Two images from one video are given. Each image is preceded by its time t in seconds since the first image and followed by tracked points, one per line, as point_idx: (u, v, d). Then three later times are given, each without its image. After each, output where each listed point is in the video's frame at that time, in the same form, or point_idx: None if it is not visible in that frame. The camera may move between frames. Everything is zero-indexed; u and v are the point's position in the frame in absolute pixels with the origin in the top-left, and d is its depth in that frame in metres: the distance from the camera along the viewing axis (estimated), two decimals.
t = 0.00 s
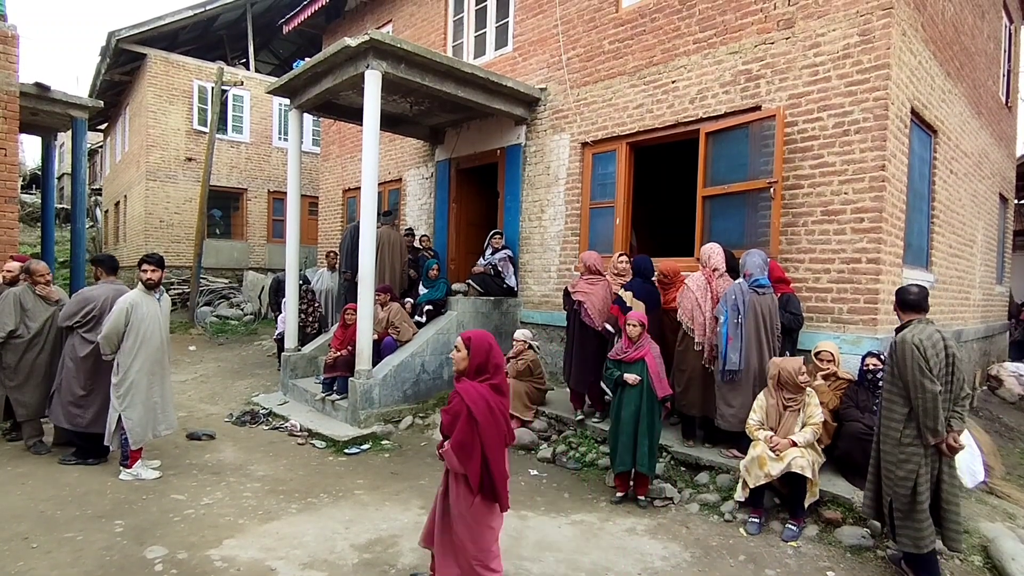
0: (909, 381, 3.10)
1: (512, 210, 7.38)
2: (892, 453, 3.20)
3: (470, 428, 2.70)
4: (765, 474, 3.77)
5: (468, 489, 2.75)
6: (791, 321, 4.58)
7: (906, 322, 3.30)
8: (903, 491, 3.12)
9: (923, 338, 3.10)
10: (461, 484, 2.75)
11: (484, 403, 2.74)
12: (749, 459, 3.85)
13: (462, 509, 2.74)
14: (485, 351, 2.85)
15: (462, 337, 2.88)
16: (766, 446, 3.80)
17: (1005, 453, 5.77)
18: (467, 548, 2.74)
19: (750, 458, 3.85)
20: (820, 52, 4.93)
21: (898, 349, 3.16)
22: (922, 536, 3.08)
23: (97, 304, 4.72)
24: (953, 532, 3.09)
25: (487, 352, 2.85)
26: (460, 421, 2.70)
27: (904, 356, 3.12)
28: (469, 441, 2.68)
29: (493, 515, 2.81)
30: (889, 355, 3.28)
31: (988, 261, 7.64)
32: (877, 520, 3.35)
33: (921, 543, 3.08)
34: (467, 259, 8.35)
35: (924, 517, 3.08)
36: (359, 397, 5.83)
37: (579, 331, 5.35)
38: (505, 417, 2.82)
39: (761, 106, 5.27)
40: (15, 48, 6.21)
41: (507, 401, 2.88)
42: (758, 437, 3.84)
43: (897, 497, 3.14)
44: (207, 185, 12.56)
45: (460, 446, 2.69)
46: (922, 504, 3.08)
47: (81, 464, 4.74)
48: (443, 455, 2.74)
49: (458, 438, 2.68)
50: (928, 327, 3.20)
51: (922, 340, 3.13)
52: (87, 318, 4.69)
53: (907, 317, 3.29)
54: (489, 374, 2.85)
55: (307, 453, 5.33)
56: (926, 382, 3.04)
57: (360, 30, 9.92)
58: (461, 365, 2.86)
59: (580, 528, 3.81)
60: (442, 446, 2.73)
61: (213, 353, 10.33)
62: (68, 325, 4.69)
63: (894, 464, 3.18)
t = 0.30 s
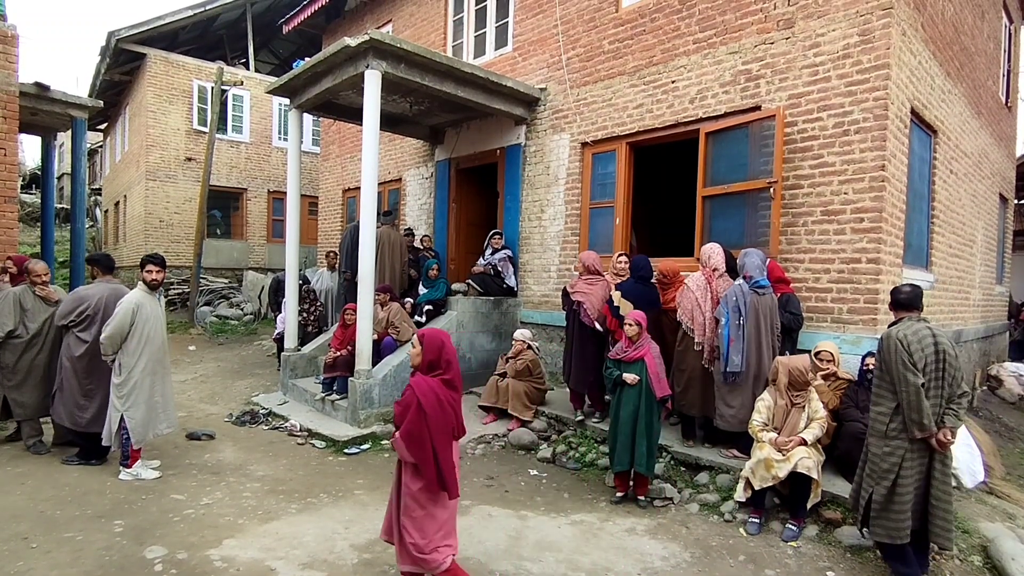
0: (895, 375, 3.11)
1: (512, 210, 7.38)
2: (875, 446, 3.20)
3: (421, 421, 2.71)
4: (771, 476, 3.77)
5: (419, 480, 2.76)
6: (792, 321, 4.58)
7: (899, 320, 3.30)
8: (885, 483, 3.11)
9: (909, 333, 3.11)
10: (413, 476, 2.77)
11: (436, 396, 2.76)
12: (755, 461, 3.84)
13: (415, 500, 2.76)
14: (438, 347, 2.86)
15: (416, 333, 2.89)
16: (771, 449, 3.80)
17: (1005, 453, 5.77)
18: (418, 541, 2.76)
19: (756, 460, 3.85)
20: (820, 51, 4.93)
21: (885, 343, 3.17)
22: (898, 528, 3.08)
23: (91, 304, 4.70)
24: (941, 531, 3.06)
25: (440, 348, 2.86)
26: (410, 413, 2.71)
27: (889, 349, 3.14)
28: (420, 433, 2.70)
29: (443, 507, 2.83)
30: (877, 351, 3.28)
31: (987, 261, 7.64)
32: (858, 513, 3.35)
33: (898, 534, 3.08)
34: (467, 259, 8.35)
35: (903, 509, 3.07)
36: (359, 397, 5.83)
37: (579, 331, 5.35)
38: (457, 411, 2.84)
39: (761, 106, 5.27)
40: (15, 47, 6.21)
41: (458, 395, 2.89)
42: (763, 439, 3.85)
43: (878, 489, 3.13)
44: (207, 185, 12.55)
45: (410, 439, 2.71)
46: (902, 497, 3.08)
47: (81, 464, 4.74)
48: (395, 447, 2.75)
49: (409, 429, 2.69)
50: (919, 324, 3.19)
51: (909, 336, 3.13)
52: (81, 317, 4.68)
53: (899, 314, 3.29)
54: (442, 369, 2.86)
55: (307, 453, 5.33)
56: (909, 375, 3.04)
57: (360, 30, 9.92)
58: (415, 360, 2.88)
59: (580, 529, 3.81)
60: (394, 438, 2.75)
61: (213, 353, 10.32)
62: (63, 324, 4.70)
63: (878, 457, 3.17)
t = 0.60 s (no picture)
0: (877, 378, 3.13)
1: (512, 210, 7.38)
2: (866, 448, 3.21)
3: (386, 414, 2.69)
4: (772, 477, 3.76)
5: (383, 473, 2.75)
6: (791, 320, 4.58)
7: (886, 321, 3.31)
8: (876, 485, 3.11)
9: (890, 335, 3.13)
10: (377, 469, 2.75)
11: (400, 390, 2.74)
12: (756, 462, 3.84)
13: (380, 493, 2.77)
14: (403, 342, 2.83)
15: (383, 328, 2.86)
16: (773, 450, 3.80)
17: (1005, 453, 5.77)
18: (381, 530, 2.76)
19: (757, 461, 3.84)
20: (819, 51, 4.93)
21: (868, 346, 3.20)
22: (892, 531, 3.05)
23: (88, 303, 4.70)
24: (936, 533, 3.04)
25: (406, 343, 2.83)
26: (374, 406, 2.69)
27: (871, 352, 3.16)
28: (384, 426, 2.68)
29: (404, 498, 2.83)
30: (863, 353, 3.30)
31: (987, 261, 7.64)
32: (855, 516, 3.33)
33: (892, 538, 3.05)
34: (467, 259, 8.35)
35: (894, 512, 3.06)
36: (358, 397, 5.83)
37: (578, 331, 5.35)
38: (422, 405, 2.82)
39: (760, 106, 5.27)
40: (15, 47, 6.21)
41: (424, 388, 2.87)
42: (766, 441, 3.84)
43: (868, 492, 3.13)
44: (207, 185, 12.53)
45: (374, 432, 2.68)
46: (893, 500, 3.06)
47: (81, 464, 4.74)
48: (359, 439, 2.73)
49: (373, 422, 2.67)
50: (904, 325, 3.20)
51: (892, 338, 3.14)
52: (78, 317, 4.68)
53: (886, 314, 3.30)
54: (407, 364, 2.83)
55: (306, 453, 5.33)
56: (890, 379, 3.07)
57: (360, 30, 9.92)
58: (381, 354, 2.85)
59: (580, 529, 3.81)
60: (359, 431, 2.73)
61: (212, 353, 10.31)
62: (61, 323, 4.70)
63: (868, 459, 3.18)
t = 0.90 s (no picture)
0: (868, 384, 3.12)
1: (512, 210, 7.38)
2: (861, 454, 3.20)
3: (344, 415, 2.68)
4: (772, 477, 3.77)
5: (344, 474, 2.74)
6: (791, 320, 4.58)
7: (870, 323, 3.31)
8: (875, 491, 3.10)
9: (877, 339, 3.13)
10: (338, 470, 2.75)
11: (359, 392, 2.72)
12: (756, 462, 3.84)
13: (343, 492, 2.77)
14: (364, 343, 2.81)
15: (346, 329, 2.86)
16: (773, 450, 3.80)
17: (1005, 453, 5.77)
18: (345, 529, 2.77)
19: (757, 461, 3.84)
20: (819, 52, 4.94)
21: (855, 351, 3.19)
22: (896, 535, 3.04)
23: (86, 304, 4.70)
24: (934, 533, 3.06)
25: (367, 344, 2.81)
26: (332, 407, 2.69)
27: (859, 357, 3.15)
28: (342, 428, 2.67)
29: (371, 499, 2.80)
30: (850, 357, 3.30)
31: (987, 261, 7.65)
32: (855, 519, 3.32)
33: (896, 542, 3.04)
34: (466, 259, 8.35)
35: (896, 516, 3.05)
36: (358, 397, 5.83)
37: (578, 331, 5.36)
38: (383, 407, 2.80)
39: (760, 106, 5.27)
40: (15, 47, 6.21)
41: (387, 389, 2.85)
42: (766, 441, 3.83)
43: (869, 498, 3.11)
44: (207, 185, 12.48)
45: (333, 434, 2.68)
46: (894, 504, 3.05)
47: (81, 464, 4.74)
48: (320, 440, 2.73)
49: (331, 423, 2.67)
50: (888, 326, 3.21)
51: (878, 342, 3.14)
52: (77, 318, 4.68)
53: (869, 315, 3.31)
54: (369, 365, 2.81)
55: (306, 453, 5.32)
56: (881, 384, 3.05)
57: (360, 30, 9.92)
58: (344, 356, 2.84)
59: (579, 529, 3.81)
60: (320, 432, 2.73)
61: (212, 352, 10.31)
62: (60, 325, 4.69)
63: (865, 464, 3.18)
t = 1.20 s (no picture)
0: (863, 386, 3.12)
1: (512, 210, 7.38)
2: (858, 455, 3.20)
3: (297, 403, 2.76)
4: (771, 476, 3.77)
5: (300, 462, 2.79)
6: (791, 320, 4.59)
7: (863, 324, 3.31)
8: (872, 492, 3.10)
9: (872, 340, 3.12)
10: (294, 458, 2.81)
11: (312, 381, 2.79)
12: (755, 462, 3.85)
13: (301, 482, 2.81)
14: (320, 334, 2.88)
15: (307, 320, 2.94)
16: (772, 450, 3.80)
17: (1005, 454, 5.77)
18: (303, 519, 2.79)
19: (756, 461, 3.85)
20: (819, 52, 4.94)
21: (850, 353, 3.19)
22: (894, 537, 3.04)
23: (94, 304, 4.70)
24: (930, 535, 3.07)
25: (324, 335, 2.87)
26: (287, 395, 2.77)
27: (854, 359, 3.15)
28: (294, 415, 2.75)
29: (329, 488, 2.84)
30: (846, 358, 3.29)
31: (988, 261, 7.65)
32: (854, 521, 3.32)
33: (893, 544, 3.04)
34: (467, 259, 8.35)
35: (893, 518, 3.05)
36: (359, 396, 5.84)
37: (578, 331, 5.36)
38: (338, 397, 2.86)
39: (760, 106, 5.27)
40: (15, 47, 6.21)
41: (343, 379, 2.90)
42: (765, 441, 3.84)
43: (866, 500, 3.12)
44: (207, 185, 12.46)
45: (288, 421, 2.76)
46: (891, 506, 3.05)
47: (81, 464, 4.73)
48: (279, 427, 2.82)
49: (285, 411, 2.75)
50: (882, 327, 3.20)
51: (873, 342, 3.13)
52: (85, 318, 4.68)
53: (863, 315, 3.30)
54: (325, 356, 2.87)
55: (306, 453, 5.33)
56: (877, 386, 3.05)
57: (360, 29, 9.92)
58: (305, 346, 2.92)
59: (579, 529, 3.81)
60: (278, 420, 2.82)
61: (213, 352, 10.30)
62: (63, 326, 4.68)
63: (862, 466, 3.17)
